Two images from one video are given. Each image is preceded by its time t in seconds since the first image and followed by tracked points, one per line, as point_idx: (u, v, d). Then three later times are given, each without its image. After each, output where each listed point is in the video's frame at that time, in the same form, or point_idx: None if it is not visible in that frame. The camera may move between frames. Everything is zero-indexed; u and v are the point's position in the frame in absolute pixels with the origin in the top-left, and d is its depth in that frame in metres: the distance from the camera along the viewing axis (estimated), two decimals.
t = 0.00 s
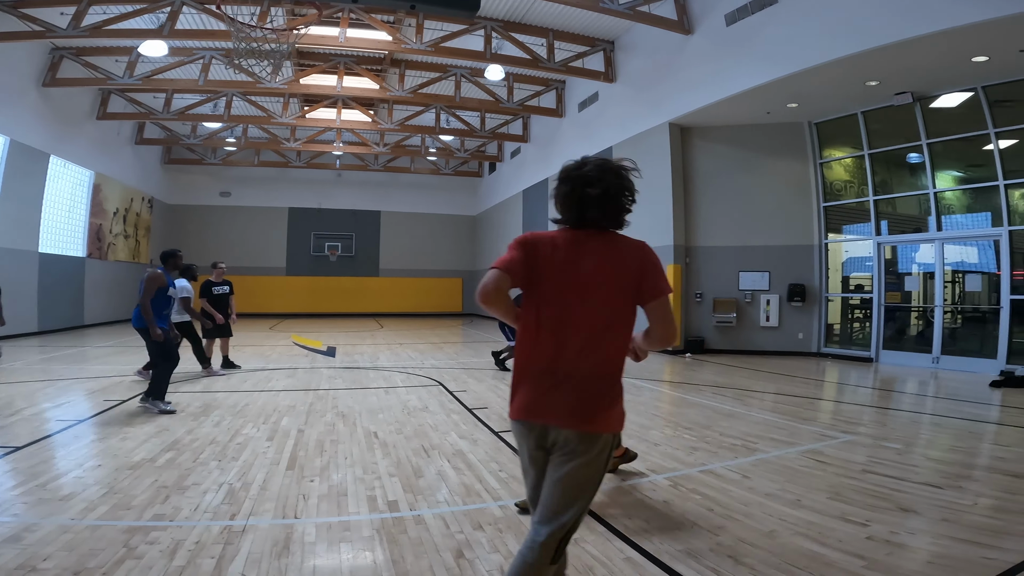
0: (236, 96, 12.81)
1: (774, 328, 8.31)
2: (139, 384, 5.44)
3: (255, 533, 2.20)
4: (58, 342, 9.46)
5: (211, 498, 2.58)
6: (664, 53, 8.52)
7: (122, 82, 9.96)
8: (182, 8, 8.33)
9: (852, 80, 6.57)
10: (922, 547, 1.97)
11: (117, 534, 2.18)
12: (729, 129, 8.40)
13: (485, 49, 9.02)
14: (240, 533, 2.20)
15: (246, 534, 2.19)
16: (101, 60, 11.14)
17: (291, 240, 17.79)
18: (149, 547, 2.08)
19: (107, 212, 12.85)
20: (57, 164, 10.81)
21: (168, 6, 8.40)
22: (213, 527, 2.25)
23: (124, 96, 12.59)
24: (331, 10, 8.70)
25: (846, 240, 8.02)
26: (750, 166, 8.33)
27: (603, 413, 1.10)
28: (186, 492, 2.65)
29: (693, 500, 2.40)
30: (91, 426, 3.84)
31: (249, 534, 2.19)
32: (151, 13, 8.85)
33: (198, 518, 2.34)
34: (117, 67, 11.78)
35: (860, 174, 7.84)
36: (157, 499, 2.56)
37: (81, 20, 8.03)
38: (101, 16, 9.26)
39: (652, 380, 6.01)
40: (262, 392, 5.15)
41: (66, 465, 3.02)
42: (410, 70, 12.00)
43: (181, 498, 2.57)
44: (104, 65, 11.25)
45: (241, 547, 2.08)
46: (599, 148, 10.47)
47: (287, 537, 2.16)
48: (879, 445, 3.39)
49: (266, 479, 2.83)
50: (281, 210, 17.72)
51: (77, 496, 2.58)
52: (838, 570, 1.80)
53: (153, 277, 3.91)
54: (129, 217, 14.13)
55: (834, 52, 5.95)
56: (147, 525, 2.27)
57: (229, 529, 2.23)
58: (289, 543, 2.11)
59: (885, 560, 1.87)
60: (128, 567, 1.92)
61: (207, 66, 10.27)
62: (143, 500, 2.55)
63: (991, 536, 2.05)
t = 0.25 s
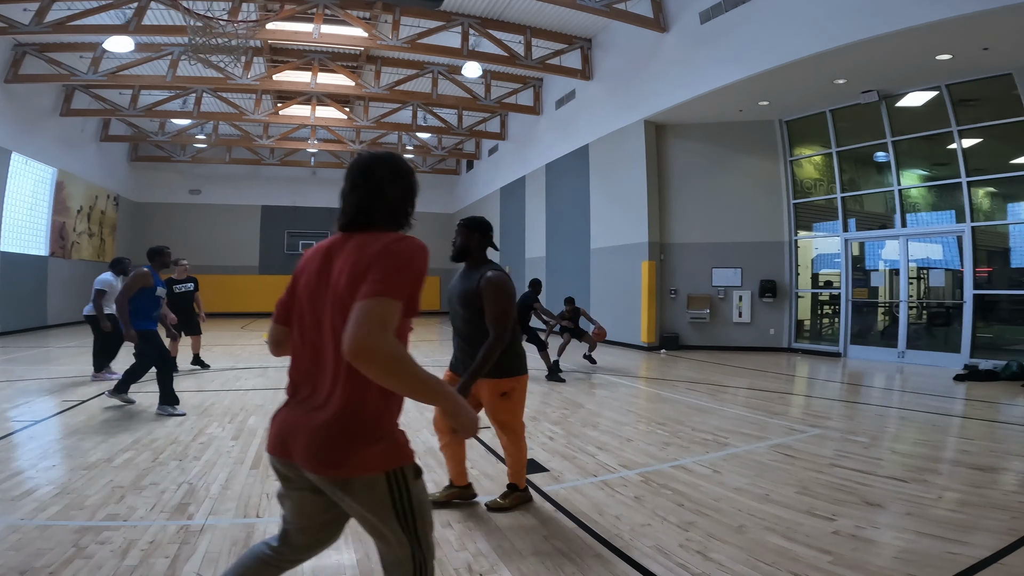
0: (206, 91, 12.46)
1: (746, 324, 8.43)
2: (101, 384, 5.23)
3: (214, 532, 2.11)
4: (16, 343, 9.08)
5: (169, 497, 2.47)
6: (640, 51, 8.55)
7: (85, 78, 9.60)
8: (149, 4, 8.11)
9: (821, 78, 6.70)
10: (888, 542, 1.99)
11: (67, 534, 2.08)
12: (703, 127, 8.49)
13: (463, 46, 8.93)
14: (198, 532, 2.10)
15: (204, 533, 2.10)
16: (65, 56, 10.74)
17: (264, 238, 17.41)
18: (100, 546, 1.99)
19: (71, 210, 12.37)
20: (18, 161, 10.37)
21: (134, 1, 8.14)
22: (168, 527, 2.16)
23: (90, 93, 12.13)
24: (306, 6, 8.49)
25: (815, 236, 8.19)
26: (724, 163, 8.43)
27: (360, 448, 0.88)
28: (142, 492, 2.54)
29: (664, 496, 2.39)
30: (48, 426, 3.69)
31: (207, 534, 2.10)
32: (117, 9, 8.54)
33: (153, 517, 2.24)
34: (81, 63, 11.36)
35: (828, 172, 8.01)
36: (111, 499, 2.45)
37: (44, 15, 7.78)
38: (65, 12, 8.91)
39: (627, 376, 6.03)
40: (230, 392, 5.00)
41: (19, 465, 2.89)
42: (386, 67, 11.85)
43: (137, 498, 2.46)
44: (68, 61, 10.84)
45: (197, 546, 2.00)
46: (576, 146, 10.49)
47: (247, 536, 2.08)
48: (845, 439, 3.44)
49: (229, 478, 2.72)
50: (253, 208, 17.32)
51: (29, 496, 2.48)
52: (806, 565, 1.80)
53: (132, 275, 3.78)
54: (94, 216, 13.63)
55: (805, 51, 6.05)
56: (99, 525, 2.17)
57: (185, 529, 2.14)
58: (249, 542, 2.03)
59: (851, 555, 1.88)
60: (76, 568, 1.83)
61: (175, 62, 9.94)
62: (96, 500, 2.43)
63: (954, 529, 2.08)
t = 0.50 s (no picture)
0: (178, 90, 12.15)
1: (723, 322, 8.54)
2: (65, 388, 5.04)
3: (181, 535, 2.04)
4: None
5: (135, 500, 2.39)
6: (619, 50, 8.60)
7: (52, 76, 9.30)
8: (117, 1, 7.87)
9: (794, 78, 6.83)
10: (859, 537, 2.02)
11: (27, 538, 2.00)
12: (680, 126, 8.58)
13: (442, 44, 8.86)
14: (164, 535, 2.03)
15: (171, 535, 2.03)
16: (29, 53, 10.38)
17: (239, 239, 17.05)
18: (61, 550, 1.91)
19: (37, 210, 11.95)
20: None
21: None
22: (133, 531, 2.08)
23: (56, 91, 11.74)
24: (283, 5, 8.35)
25: (789, 235, 8.34)
26: (701, 163, 8.53)
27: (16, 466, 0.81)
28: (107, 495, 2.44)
29: (641, 494, 2.39)
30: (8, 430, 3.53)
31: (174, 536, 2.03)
32: (85, 6, 8.29)
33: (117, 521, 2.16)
34: (46, 60, 10.99)
35: (801, 171, 8.17)
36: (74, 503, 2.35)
37: (10, 13, 7.62)
38: (32, 9, 8.63)
39: (607, 375, 6.05)
40: (201, 394, 4.86)
41: None
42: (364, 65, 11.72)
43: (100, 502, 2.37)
44: (32, 58, 10.49)
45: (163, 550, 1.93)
46: (555, 146, 10.50)
47: (216, 539, 2.01)
48: (819, 435, 3.48)
49: (198, 481, 2.64)
50: (228, 208, 16.96)
51: None
52: (780, 563, 1.81)
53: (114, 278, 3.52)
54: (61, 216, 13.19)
55: (780, 52, 6.16)
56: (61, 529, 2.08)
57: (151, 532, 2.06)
58: (217, 545, 1.97)
59: (824, 551, 1.90)
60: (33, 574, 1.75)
61: (146, 60, 9.67)
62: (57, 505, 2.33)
63: (922, 524, 2.12)
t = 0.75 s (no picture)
0: (175, 91, 12.11)
1: (723, 321, 8.53)
2: (62, 391, 5.00)
3: (180, 540, 2.01)
4: None
5: (133, 504, 2.36)
6: (617, 49, 8.58)
7: (48, 77, 9.25)
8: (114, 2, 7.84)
9: (793, 77, 6.82)
10: (865, 539, 2.00)
11: (25, 543, 1.98)
12: (678, 125, 8.57)
13: (440, 44, 8.85)
14: (163, 540, 2.01)
15: (169, 540, 2.00)
16: (25, 54, 10.36)
17: (237, 240, 17.01)
18: (58, 555, 1.88)
19: (34, 213, 11.91)
20: None
21: None
22: (131, 535, 2.05)
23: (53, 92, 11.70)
24: (280, 5, 8.33)
25: (788, 234, 8.33)
26: (700, 162, 8.52)
27: None
28: (104, 499, 2.42)
29: (644, 496, 2.37)
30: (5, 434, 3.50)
31: (173, 541, 2.01)
32: (80, 7, 8.26)
33: (115, 525, 2.14)
34: (42, 61, 10.96)
35: (800, 170, 8.16)
36: (71, 507, 2.33)
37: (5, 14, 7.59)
38: (27, 11, 8.58)
39: (607, 375, 6.03)
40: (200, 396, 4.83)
41: None
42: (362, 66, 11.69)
43: (97, 507, 2.34)
44: (28, 60, 10.47)
45: (162, 555, 1.90)
46: (553, 145, 10.48)
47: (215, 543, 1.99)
48: (821, 435, 3.47)
49: (196, 484, 2.61)
50: (226, 209, 16.91)
51: None
52: (786, 565, 1.79)
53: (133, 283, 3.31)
54: (58, 218, 13.13)
55: (779, 50, 6.14)
56: (58, 533, 2.06)
57: (150, 537, 2.04)
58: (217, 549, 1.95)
59: (830, 553, 1.88)
60: None
61: (142, 61, 9.61)
62: (55, 508, 2.31)
63: (928, 525, 2.11)
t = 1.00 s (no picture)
0: (176, 92, 12.13)
1: (726, 321, 8.52)
2: (65, 393, 4.99)
3: (188, 543, 2.01)
4: None
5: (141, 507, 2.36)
6: (619, 49, 8.57)
7: (48, 78, 9.26)
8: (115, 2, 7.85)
9: (796, 76, 6.80)
10: (877, 539, 1.99)
11: (32, 547, 1.97)
12: (680, 125, 8.56)
13: (441, 44, 8.84)
14: (171, 543, 2.00)
15: (177, 544, 2.00)
16: (26, 55, 10.38)
17: (238, 241, 17.01)
18: (66, 559, 1.88)
19: (35, 214, 11.93)
20: None
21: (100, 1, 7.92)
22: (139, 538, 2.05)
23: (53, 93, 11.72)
24: (282, 6, 8.35)
25: (791, 233, 8.32)
26: (702, 161, 8.51)
27: None
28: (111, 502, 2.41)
29: (653, 496, 2.36)
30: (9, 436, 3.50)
31: (181, 544, 2.01)
32: (81, 8, 8.29)
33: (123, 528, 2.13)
34: (43, 63, 10.99)
35: (802, 169, 8.15)
36: (78, 510, 2.32)
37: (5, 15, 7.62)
38: (28, 12, 8.60)
39: (610, 375, 6.02)
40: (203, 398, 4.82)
41: None
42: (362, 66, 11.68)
43: (104, 509, 2.33)
44: (29, 61, 10.49)
45: (170, 558, 1.90)
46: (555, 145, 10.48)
47: (224, 547, 1.99)
48: (828, 435, 3.45)
49: (202, 487, 2.60)
50: (227, 210, 16.92)
51: None
52: (798, 565, 1.79)
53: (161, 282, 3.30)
54: (59, 220, 13.15)
55: (780, 49, 6.14)
56: (66, 537, 2.06)
57: (157, 540, 2.03)
58: (226, 553, 1.95)
59: (842, 553, 1.88)
60: None
61: (143, 62, 9.62)
62: (61, 512, 2.30)
63: (937, 525, 2.10)
